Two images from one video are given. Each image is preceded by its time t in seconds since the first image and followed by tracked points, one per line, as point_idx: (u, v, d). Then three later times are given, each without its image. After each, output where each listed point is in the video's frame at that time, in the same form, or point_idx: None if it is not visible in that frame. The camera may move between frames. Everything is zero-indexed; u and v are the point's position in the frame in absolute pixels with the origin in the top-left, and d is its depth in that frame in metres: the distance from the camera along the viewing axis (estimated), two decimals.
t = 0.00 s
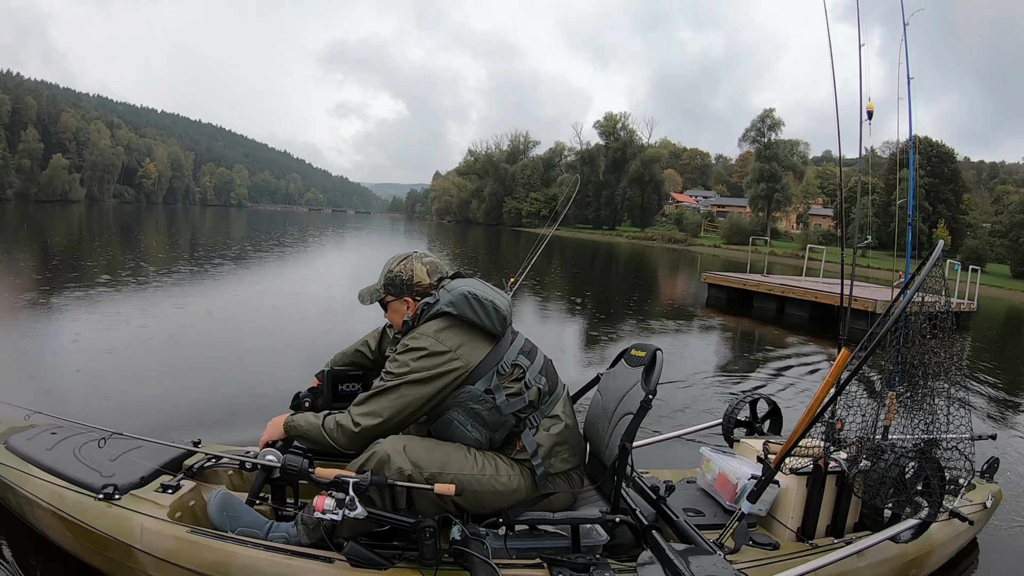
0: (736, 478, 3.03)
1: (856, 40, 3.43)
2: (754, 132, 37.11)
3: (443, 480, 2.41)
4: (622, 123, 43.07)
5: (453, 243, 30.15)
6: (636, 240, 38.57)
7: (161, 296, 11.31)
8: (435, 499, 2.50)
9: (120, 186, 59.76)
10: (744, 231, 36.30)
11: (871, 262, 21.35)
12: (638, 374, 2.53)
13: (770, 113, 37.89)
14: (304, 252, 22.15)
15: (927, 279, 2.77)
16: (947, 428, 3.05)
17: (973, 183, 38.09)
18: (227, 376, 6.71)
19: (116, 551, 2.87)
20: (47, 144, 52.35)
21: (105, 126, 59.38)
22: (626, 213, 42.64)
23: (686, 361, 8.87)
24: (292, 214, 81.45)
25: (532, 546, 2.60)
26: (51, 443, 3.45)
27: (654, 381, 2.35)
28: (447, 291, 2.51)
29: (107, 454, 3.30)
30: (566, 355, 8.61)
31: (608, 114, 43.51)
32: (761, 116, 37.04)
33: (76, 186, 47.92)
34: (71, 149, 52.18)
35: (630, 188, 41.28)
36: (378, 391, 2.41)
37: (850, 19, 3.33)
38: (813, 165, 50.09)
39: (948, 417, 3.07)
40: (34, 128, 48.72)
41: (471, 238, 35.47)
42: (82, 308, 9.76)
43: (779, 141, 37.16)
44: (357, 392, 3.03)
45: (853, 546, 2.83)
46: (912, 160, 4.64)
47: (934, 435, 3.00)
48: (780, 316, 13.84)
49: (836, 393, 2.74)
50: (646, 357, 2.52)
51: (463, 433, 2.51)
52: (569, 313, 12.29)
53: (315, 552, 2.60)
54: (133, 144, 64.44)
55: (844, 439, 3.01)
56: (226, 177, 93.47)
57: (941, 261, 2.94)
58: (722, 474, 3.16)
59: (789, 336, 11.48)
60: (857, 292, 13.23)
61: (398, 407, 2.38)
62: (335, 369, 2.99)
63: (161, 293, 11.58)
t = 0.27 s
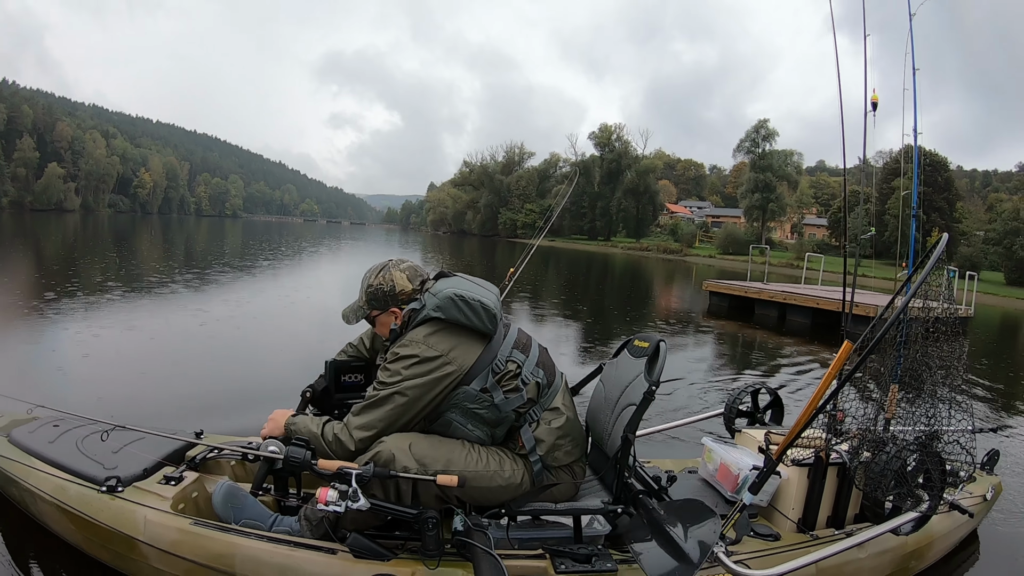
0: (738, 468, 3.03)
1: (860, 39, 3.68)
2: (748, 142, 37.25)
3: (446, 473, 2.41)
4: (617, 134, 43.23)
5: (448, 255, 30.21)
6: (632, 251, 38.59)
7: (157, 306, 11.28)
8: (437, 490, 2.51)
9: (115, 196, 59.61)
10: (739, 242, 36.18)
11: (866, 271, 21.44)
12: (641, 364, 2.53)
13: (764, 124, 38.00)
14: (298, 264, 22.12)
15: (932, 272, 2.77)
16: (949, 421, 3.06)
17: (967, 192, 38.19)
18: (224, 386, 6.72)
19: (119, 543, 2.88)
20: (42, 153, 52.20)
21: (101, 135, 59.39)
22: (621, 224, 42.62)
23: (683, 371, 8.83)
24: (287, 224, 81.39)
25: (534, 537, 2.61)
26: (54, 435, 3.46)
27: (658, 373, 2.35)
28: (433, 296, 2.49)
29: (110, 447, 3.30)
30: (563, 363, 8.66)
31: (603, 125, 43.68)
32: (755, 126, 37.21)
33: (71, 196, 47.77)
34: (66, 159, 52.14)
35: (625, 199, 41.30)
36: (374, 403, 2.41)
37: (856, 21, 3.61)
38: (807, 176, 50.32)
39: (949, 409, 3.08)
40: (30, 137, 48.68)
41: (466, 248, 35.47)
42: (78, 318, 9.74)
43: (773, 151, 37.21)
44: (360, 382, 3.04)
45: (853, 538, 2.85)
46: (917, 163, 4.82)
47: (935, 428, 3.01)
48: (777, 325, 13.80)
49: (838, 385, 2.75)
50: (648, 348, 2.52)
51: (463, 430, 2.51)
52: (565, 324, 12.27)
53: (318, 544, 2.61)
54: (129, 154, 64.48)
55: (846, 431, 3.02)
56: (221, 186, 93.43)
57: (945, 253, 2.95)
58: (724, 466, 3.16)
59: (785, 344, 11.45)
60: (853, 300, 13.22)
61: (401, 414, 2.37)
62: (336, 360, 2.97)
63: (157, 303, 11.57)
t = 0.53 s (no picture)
0: (734, 449, 3.05)
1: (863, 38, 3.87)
2: (741, 154, 37.18)
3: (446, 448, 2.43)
4: (611, 147, 43.32)
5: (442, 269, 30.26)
6: (626, 262, 38.59)
7: (150, 316, 11.25)
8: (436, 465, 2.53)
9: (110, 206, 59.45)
10: (734, 253, 36.04)
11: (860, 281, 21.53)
12: (636, 342, 2.54)
13: (757, 136, 37.71)
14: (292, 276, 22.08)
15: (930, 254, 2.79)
16: (945, 404, 3.08)
17: (960, 201, 38.32)
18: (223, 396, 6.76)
19: (121, 518, 2.91)
20: (36, 162, 52.03)
21: (96, 144, 59.40)
22: (615, 236, 42.37)
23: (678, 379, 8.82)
24: (282, 234, 81.29)
25: (532, 513, 2.65)
26: (56, 415, 3.47)
27: (651, 349, 2.37)
28: (433, 267, 2.51)
29: (112, 425, 3.33)
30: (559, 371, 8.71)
31: (597, 137, 43.70)
32: (749, 138, 37.12)
33: (65, 207, 47.59)
34: (61, 170, 52.02)
35: (620, 211, 41.18)
36: (375, 376, 2.43)
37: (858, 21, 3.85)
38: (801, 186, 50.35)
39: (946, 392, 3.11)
40: (24, 146, 48.60)
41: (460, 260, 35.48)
42: (71, 327, 9.72)
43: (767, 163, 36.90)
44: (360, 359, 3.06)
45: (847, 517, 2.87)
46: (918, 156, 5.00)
47: (932, 410, 3.03)
48: (772, 332, 13.77)
49: (834, 367, 2.77)
50: (644, 325, 2.53)
51: (462, 405, 2.52)
52: (559, 335, 12.24)
53: (318, 518, 2.64)
54: (124, 164, 64.51)
55: (842, 413, 3.04)
56: (214, 199, 93.13)
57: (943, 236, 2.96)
58: (720, 445, 3.19)
59: (780, 352, 11.42)
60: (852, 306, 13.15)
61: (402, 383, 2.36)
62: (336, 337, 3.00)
63: (151, 313, 11.56)
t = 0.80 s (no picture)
0: (738, 469, 3.03)
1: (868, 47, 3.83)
2: (738, 156, 37.41)
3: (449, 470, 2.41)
4: (607, 150, 43.34)
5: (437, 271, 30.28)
6: (622, 265, 38.65)
7: (145, 319, 11.20)
8: (440, 487, 2.51)
9: (105, 208, 59.35)
10: (730, 256, 36.21)
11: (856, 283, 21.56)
12: (590, 361, 2.51)
13: (753, 139, 38.14)
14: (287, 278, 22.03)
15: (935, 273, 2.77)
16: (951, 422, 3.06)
17: (954, 204, 38.62)
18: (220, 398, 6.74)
19: (120, 538, 2.88)
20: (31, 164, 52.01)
21: (91, 147, 59.38)
22: (611, 238, 42.62)
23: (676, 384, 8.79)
24: (278, 236, 81.33)
25: (534, 536, 2.63)
26: (55, 431, 3.46)
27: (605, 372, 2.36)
28: (447, 278, 2.50)
29: (111, 443, 3.31)
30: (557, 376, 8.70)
31: (593, 140, 43.77)
32: (745, 141, 37.38)
33: (61, 209, 47.55)
34: (57, 170, 52.03)
35: (615, 214, 41.39)
36: (376, 379, 2.35)
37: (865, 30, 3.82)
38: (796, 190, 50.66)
39: (951, 411, 3.09)
40: (20, 148, 48.54)
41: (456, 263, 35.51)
42: (66, 330, 9.68)
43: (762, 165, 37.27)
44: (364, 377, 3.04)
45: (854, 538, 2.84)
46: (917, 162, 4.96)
47: (937, 429, 3.01)
48: (769, 337, 13.76)
49: (840, 386, 2.75)
50: (593, 340, 2.53)
51: (466, 424, 2.51)
52: (555, 338, 12.21)
53: (319, 540, 2.61)
54: (119, 166, 64.53)
55: (848, 433, 3.01)
56: (210, 201, 93.14)
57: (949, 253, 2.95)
58: (725, 465, 3.17)
59: (778, 356, 11.39)
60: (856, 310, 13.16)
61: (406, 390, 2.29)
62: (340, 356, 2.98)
63: (146, 315, 11.52)
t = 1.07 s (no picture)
0: (744, 488, 3.01)
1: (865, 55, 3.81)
2: (735, 154, 37.48)
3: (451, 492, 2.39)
4: (604, 146, 43.25)
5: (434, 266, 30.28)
6: (619, 262, 38.68)
7: (141, 319, 11.15)
8: (442, 509, 2.50)
9: (101, 206, 59.26)
10: (727, 253, 36.26)
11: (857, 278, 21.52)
12: (576, 386, 2.52)
13: (750, 135, 38.33)
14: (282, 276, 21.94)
15: (937, 287, 2.76)
16: (956, 438, 3.04)
17: (951, 200, 38.69)
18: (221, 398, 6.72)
19: (120, 557, 2.86)
20: (28, 162, 51.96)
21: (87, 146, 59.27)
22: (609, 235, 42.69)
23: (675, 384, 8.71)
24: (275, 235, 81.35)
25: (537, 557, 2.60)
26: (58, 450, 3.45)
27: (594, 396, 2.38)
28: (448, 302, 2.50)
29: (114, 462, 3.30)
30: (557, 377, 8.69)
31: (590, 137, 43.71)
32: (742, 138, 37.39)
33: (57, 207, 47.44)
34: (53, 168, 51.94)
35: (612, 211, 41.47)
36: (376, 401, 2.30)
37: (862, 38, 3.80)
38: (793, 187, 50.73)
39: (955, 427, 3.07)
40: (16, 147, 48.45)
41: (454, 260, 35.44)
42: (63, 330, 9.65)
43: (759, 163, 37.49)
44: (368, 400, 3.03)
45: (861, 557, 2.81)
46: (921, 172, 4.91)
47: (942, 445, 2.99)
48: (768, 336, 13.68)
49: (844, 403, 2.73)
50: (577, 366, 2.54)
51: (469, 447, 2.49)
52: (553, 336, 12.13)
53: (321, 561, 2.59)
54: (115, 164, 64.48)
55: (853, 449, 2.98)
56: (206, 199, 92.79)
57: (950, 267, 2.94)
58: (730, 484, 3.14)
59: (778, 356, 11.31)
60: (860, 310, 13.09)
61: (406, 413, 2.25)
62: (343, 378, 2.97)
63: (143, 316, 11.47)
